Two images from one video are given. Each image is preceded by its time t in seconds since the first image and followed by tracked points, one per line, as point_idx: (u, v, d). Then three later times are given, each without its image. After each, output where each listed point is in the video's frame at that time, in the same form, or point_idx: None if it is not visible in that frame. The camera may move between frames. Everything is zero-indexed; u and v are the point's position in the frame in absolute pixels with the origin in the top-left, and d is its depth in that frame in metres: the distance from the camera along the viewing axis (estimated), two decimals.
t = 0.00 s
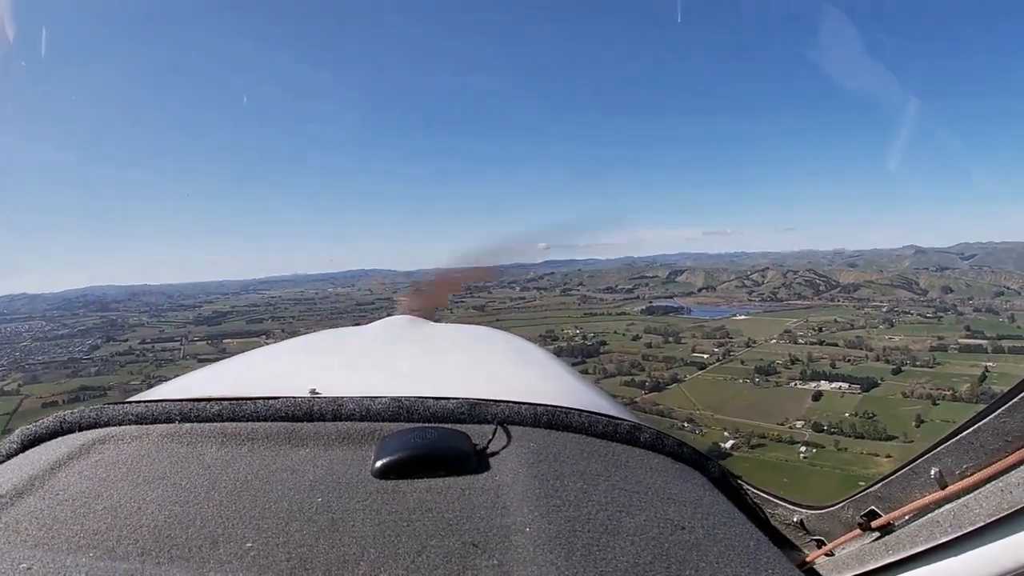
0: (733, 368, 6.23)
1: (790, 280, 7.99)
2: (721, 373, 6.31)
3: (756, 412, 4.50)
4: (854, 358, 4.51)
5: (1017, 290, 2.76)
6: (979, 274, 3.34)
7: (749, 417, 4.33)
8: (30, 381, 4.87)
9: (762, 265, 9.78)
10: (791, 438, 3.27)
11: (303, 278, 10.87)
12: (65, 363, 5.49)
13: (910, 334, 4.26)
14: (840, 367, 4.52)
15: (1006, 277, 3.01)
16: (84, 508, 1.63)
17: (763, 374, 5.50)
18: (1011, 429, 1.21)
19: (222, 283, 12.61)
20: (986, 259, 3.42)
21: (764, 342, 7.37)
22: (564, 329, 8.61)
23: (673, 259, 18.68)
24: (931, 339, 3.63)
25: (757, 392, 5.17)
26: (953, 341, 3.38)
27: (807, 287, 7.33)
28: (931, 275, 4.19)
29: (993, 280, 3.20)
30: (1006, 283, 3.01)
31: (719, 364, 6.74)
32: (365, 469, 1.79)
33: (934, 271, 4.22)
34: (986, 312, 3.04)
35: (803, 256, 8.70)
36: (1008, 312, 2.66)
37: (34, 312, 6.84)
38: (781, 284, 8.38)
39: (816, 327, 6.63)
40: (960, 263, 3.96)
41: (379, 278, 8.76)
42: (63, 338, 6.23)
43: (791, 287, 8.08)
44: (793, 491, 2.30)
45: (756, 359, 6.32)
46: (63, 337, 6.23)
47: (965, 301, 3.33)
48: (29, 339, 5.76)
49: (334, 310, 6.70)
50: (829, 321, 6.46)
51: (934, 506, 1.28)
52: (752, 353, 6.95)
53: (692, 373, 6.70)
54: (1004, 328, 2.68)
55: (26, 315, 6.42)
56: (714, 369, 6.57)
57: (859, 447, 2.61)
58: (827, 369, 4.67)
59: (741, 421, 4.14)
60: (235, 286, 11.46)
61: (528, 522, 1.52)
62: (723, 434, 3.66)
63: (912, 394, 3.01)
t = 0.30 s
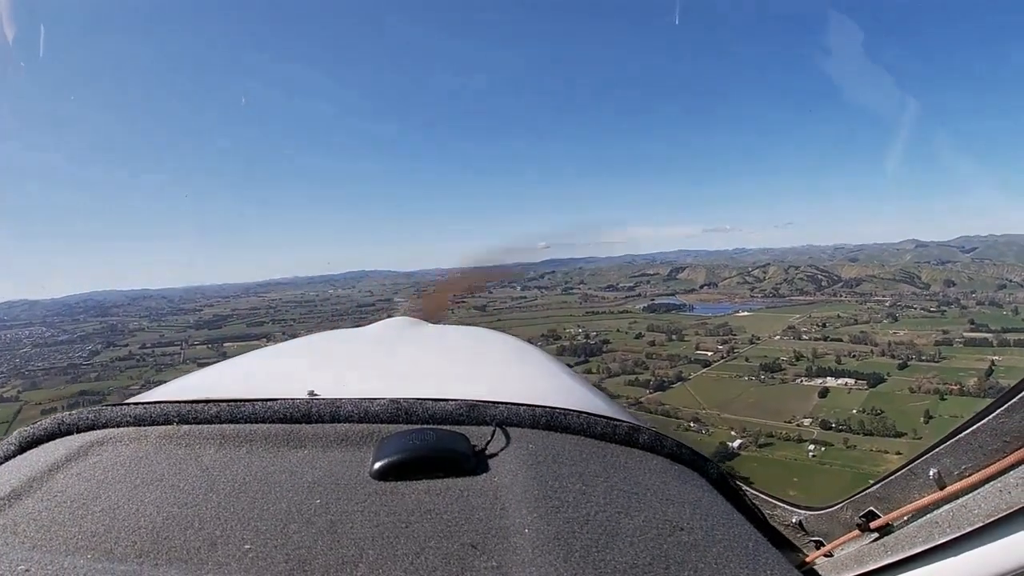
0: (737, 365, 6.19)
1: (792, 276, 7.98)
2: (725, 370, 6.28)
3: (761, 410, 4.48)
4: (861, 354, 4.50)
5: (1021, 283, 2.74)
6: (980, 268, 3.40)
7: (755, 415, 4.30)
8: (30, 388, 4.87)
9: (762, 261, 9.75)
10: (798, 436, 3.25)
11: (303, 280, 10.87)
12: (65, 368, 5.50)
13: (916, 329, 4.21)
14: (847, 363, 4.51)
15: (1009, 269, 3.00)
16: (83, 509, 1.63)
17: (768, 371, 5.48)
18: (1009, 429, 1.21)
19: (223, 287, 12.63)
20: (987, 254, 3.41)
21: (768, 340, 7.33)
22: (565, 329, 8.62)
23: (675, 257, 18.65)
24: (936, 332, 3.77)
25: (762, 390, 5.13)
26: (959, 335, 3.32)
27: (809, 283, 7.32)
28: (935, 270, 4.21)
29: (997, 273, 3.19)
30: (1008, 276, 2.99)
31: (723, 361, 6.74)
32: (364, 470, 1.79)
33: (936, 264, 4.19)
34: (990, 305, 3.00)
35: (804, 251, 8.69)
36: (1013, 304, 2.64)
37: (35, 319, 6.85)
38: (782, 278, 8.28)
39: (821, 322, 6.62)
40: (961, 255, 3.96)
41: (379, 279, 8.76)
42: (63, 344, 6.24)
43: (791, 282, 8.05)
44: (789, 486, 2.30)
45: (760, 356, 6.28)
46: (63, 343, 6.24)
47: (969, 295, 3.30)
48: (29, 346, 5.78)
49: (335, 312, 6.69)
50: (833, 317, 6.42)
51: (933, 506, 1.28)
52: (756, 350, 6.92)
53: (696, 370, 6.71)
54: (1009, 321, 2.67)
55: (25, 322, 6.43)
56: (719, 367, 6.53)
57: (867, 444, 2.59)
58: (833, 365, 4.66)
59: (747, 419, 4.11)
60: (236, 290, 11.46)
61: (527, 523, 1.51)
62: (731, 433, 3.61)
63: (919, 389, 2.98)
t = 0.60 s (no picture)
0: (743, 364, 6.17)
1: (794, 274, 8.00)
2: (731, 369, 6.26)
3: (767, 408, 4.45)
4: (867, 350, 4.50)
5: None
6: (983, 263, 3.42)
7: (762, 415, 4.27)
8: (30, 393, 4.87)
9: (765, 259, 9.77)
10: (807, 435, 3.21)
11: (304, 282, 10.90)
12: (66, 373, 5.51)
13: (922, 327, 4.10)
14: (853, 361, 4.51)
15: (1013, 265, 3.02)
16: (86, 516, 1.63)
17: (774, 370, 5.47)
18: (1011, 421, 1.21)
19: (224, 289, 12.66)
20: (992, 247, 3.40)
21: (774, 337, 7.31)
22: (568, 328, 8.64)
23: (677, 254, 18.64)
24: (942, 330, 3.71)
25: (769, 388, 5.10)
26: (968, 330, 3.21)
27: (812, 280, 7.33)
28: (937, 266, 4.26)
29: (1000, 269, 3.21)
30: (1012, 272, 3.02)
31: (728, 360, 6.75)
32: (366, 472, 1.79)
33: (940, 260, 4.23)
34: (996, 301, 3.03)
35: (806, 249, 8.70)
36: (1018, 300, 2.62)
37: (36, 323, 6.87)
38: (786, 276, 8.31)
39: (824, 319, 6.64)
40: (964, 250, 3.97)
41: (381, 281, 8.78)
42: (63, 349, 6.25)
43: (795, 280, 8.03)
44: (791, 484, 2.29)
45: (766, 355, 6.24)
46: (63, 348, 6.25)
47: (973, 290, 3.32)
48: (30, 351, 5.79)
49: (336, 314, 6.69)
50: (837, 313, 6.35)
51: (935, 500, 1.28)
52: (761, 348, 6.91)
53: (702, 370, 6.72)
54: (1015, 317, 2.66)
55: (26, 326, 6.44)
56: (725, 366, 6.51)
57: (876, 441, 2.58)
58: (840, 363, 4.59)
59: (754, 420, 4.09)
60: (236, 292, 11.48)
61: (530, 522, 1.51)
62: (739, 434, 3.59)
63: (927, 387, 2.91)
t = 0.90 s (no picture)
0: (747, 367, 6.15)
1: (796, 275, 8.01)
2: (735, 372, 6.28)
3: (771, 408, 4.41)
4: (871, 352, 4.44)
5: None
6: (985, 266, 3.47)
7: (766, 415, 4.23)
8: (30, 393, 4.87)
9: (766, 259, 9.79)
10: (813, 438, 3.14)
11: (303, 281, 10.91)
12: (65, 372, 5.51)
13: (925, 329, 4.01)
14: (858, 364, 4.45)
15: (1015, 267, 3.03)
16: (91, 520, 1.64)
17: (779, 372, 5.42)
18: (1014, 415, 1.21)
19: (224, 288, 12.68)
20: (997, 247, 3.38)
21: (776, 339, 7.24)
22: (569, 328, 8.65)
23: (678, 255, 18.60)
24: (945, 332, 3.57)
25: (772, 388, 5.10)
26: (970, 333, 3.10)
27: (814, 281, 7.34)
28: (939, 267, 4.33)
29: (1003, 271, 3.21)
30: (1014, 274, 3.03)
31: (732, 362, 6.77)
32: (370, 473, 1.79)
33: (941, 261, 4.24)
34: (999, 303, 3.02)
35: (807, 249, 8.71)
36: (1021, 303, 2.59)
37: (34, 321, 6.86)
38: (788, 277, 8.33)
39: (827, 320, 6.64)
40: (965, 252, 3.98)
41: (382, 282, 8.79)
42: (63, 348, 6.25)
43: (797, 281, 7.99)
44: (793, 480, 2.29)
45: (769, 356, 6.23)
46: (62, 346, 6.25)
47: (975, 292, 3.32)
48: (29, 349, 5.79)
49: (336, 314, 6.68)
50: (841, 315, 6.22)
51: (939, 494, 1.28)
52: (764, 348, 6.92)
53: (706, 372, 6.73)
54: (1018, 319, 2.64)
55: (26, 324, 6.44)
56: (729, 369, 6.47)
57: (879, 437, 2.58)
58: (844, 366, 4.55)
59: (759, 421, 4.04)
60: (235, 291, 11.46)
61: (534, 522, 1.51)
62: (744, 439, 3.53)
63: (933, 391, 2.79)
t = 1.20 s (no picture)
0: (748, 370, 6.11)
1: (796, 277, 8.04)
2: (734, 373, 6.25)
3: (773, 412, 4.34)
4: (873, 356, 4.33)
5: None
6: (985, 270, 3.51)
7: (768, 418, 4.17)
8: (26, 391, 4.86)
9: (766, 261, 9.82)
10: (817, 442, 3.11)
11: (301, 280, 10.91)
12: (61, 369, 5.50)
13: (926, 332, 4.04)
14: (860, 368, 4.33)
15: (1016, 271, 3.04)
16: (94, 520, 1.64)
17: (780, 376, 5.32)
18: (1017, 417, 1.21)
19: (221, 285, 12.66)
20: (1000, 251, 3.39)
21: (777, 341, 7.17)
22: (568, 328, 8.65)
23: (678, 256, 18.58)
24: (948, 337, 3.60)
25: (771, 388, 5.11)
26: (972, 337, 3.12)
27: (814, 284, 7.37)
28: (941, 272, 4.37)
29: (1003, 274, 3.22)
30: (1014, 277, 3.04)
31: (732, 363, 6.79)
32: (373, 474, 1.79)
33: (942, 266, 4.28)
34: (999, 307, 3.04)
35: (806, 252, 8.72)
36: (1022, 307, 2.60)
37: (31, 317, 6.85)
38: (788, 279, 8.36)
39: (825, 320, 6.65)
40: (966, 257, 4.01)
41: (381, 281, 8.79)
42: (59, 345, 6.24)
43: (797, 283, 7.97)
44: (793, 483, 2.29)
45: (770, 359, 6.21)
46: (58, 343, 6.23)
47: (976, 296, 3.34)
48: (25, 347, 5.77)
49: (334, 312, 6.67)
50: (840, 318, 6.06)
51: (942, 496, 1.28)
52: (764, 348, 6.94)
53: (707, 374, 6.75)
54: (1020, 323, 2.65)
55: (23, 321, 6.43)
56: (729, 372, 6.42)
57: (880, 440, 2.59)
58: (846, 371, 4.46)
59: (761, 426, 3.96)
60: (234, 288, 11.45)
61: (537, 523, 1.52)
62: (746, 443, 3.46)
63: (937, 396, 2.75)
